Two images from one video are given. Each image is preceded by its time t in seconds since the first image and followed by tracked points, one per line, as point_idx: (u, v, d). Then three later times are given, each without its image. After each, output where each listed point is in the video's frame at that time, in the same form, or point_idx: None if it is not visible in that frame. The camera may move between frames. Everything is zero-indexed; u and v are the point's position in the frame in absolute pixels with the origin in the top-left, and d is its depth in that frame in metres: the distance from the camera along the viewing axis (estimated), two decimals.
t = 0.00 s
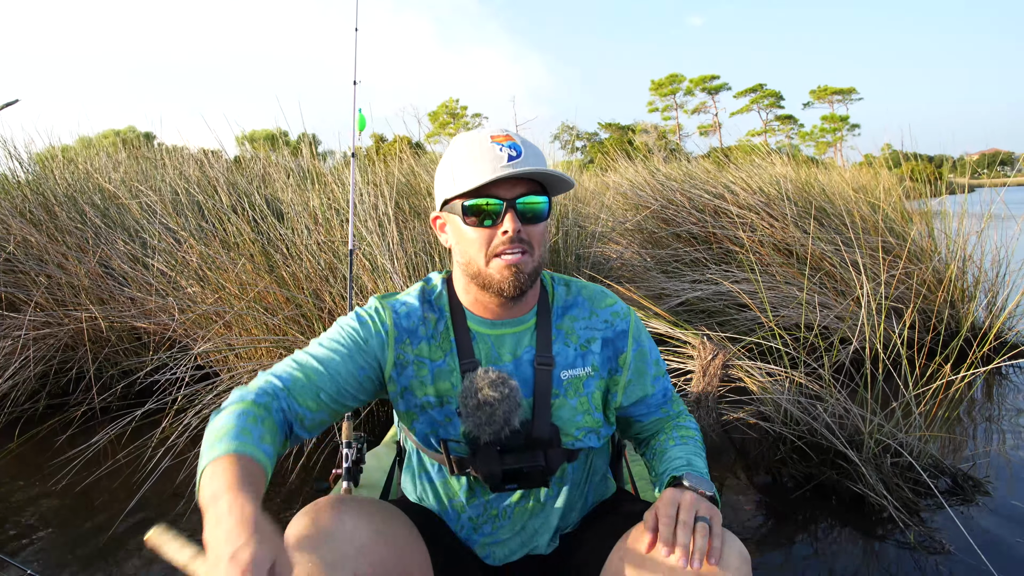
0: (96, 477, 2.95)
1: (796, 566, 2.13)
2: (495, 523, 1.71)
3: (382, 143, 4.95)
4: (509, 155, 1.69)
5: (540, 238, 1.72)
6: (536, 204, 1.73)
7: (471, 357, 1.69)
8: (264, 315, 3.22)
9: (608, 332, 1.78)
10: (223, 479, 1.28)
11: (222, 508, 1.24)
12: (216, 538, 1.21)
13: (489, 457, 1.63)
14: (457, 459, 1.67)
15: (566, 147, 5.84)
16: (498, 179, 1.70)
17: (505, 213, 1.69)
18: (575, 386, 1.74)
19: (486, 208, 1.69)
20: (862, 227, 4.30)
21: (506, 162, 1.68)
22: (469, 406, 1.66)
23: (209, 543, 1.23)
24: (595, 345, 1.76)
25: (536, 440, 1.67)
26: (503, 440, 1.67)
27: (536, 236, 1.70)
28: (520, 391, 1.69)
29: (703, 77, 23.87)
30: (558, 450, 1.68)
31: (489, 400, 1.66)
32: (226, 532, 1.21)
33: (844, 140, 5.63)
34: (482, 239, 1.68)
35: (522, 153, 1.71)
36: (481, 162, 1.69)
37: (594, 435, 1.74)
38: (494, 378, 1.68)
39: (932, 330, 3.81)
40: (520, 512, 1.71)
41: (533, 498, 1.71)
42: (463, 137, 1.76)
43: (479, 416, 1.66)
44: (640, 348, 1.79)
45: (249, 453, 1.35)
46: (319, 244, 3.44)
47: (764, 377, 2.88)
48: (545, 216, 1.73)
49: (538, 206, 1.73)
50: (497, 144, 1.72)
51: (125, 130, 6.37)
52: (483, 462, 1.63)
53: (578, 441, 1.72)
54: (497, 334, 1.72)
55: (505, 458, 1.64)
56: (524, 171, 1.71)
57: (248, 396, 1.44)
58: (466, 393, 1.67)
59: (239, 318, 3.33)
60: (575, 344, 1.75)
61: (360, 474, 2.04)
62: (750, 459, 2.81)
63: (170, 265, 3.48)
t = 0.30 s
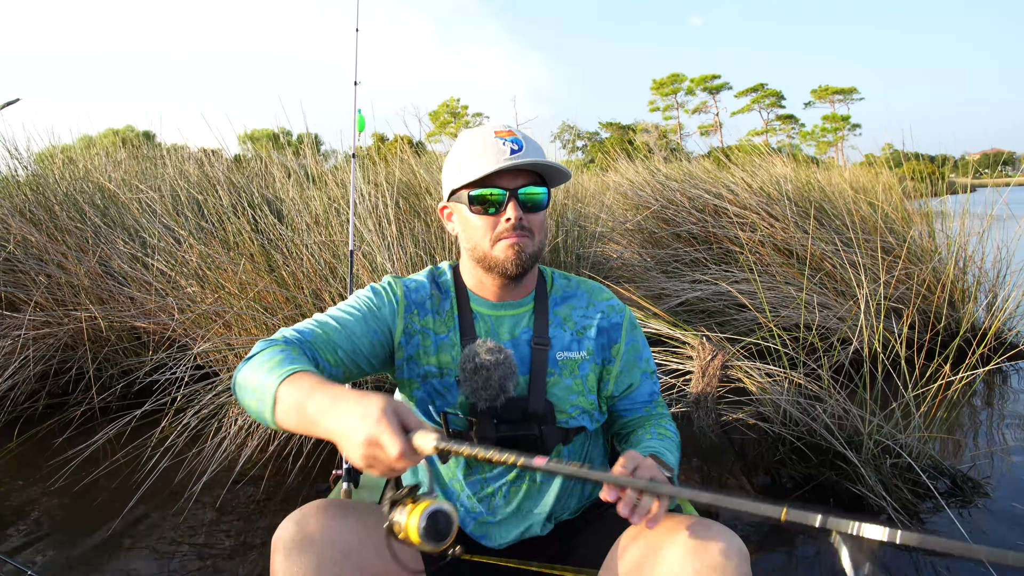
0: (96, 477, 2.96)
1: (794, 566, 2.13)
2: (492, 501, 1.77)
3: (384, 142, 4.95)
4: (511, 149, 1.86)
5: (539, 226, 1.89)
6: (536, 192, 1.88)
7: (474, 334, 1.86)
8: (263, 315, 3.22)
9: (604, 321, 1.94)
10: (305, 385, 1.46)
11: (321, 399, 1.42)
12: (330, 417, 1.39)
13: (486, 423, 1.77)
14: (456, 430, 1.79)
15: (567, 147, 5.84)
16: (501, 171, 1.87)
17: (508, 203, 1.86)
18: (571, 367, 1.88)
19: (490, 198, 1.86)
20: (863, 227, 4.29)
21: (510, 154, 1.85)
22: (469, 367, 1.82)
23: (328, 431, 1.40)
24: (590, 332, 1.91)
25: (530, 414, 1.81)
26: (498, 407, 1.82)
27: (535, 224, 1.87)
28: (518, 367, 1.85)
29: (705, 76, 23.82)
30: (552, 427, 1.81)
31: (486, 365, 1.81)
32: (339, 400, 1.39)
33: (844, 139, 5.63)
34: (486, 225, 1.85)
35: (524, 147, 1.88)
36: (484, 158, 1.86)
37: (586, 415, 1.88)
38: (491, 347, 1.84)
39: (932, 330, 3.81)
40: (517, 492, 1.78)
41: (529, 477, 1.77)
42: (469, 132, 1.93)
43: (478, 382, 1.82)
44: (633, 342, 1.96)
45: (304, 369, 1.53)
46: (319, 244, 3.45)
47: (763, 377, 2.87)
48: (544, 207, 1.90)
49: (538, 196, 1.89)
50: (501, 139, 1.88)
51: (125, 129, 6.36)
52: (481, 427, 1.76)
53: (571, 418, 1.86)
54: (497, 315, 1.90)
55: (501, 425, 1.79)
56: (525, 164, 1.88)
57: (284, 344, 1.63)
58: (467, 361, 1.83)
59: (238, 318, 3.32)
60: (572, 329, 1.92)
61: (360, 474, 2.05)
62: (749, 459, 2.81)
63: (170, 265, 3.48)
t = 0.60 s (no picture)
0: (93, 483, 2.95)
1: (795, 563, 2.12)
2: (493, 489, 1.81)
3: (380, 142, 4.93)
4: (513, 152, 1.87)
5: (541, 225, 1.89)
6: (538, 192, 1.87)
7: (472, 326, 1.87)
8: (260, 318, 3.20)
9: (601, 314, 1.94)
10: (356, 399, 1.55)
11: (374, 404, 1.52)
12: (386, 420, 1.48)
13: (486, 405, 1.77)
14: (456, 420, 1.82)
15: (564, 144, 5.82)
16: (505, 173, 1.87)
17: (513, 203, 1.84)
18: (568, 355, 1.87)
19: (494, 199, 1.84)
20: (860, 221, 4.28)
21: (512, 157, 1.85)
22: (468, 352, 1.80)
23: (385, 432, 1.49)
24: (587, 324, 1.91)
25: (529, 400, 1.80)
26: (497, 392, 1.81)
27: (538, 223, 1.87)
28: (515, 354, 1.85)
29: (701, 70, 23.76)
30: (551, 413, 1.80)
31: (485, 348, 1.79)
32: (395, 404, 1.49)
33: (841, 132, 5.61)
34: (491, 226, 1.84)
35: (526, 150, 1.89)
36: (489, 159, 1.86)
37: (584, 402, 1.87)
38: (489, 332, 1.83)
39: (931, 323, 3.80)
40: (518, 480, 1.81)
41: (529, 465, 1.82)
42: (471, 135, 1.92)
43: (477, 365, 1.79)
44: (627, 337, 1.96)
45: (347, 390, 1.61)
46: (315, 245, 3.43)
47: (762, 374, 2.87)
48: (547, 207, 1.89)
49: (540, 195, 1.87)
50: (503, 141, 1.88)
51: (119, 133, 6.34)
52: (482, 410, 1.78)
53: (569, 405, 1.85)
54: (496, 308, 1.91)
55: (500, 409, 1.80)
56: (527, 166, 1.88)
57: (312, 374, 1.68)
58: (466, 346, 1.82)
59: (234, 321, 3.31)
60: (569, 321, 1.91)
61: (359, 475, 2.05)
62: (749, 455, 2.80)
63: (165, 269, 3.46)
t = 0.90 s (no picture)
0: (89, 489, 2.93)
1: (795, 563, 2.11)
2: (495, 487, 1.79)
3: (377, 143, 4.91)
4: (499, 151, 1.84)
5: (530, 223, 1.87)
6: (525, 192, 1.85)
7: (467, 326, 1.85)
8: (256, 321, 3.18)
9: (596, 310, 1.91)
10: (352, 428, 1.63)
11: (368, 433, 1.60)
12: (378, 447, 1.56)
13: (484, 402, 1.75)
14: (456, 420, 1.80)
15: (560, 142, 5.80)
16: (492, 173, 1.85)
17: (500, 203, 1.82)
18: (564, 351, 1.85)
19: (482, 199, 1.82)
20: (858, 217, 4.27)
21: (499, 157, 1.83)
22: (463, 349, 1.78)
23: (378, 458, 1.57)
24: (582, 319, 1.89)
25: (527, 397, 1.79)
26: (494, 389, 1.77)
27: (527, 222, 1.85)
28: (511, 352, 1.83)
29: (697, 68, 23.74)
30: (549, 409, 1.78)
31: (480, 345, 1.77)
32: (388, 432, 1.58)
33: (837, 128, 5.59)
34: (479, 226, 1.82)
35: (513, 149, 1.86)
36: (475, 160, 1.84)
37: (582, 397, 1.85)
38: (484, 330, 1.82)
39: (930, 319, 3.79)
40: (519, 477, 1.79)
41: (531, 462, 1.79)
42: (459, 136, 1.91)
43: (472, 362, 1.76)
44: (623, 331, 1.94)
45: (343, 420, 1.68)
46: (310, 246, 3.41)
47: (762, 372, 2.86)
48: (535, 204, 1.87)
49: (528, 194, 1.85)
50: (489, 142, 1.87)
51: (114, 136, 6.32)
52: (478, 407, 1.75)
53: (567, 399, 1.82)
54: (491, 307, 1.89)
55: (498, 406, 1.77)
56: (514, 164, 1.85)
57: (310, 406, 1.75)
58: (461, 344, 1.80)
59: (230, 323, 3.28)
60: (564, 317, 1.89)
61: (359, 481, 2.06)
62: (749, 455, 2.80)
63: (160, 272, 3.44)
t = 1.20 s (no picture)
0: (83, 486, 2.90)
1: (795, 565, 2.11)
2: (490, 482, 1.78)
3: (376, 140, 4.89)
4: (499, 152, 1.83)
5: (529, 223, 1.86)
6: (525, 192, 1.83)
7: (462, 323, 1.85)
8: (253, 318, 3.16)
9: (591, 307, 1.90)
10: (361, 435, 1.66)
11: (376, 438, 1.63)
12: (385, 451, 1.58)
13: (476, 397, 1.74)
14: (450, 415, 1.78)
15: (560, 141, 5.79)
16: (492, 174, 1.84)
17: (501, 203, 1.80)
18: (557, 347, 1.83)
19: (481, 198, 1.81)
20: (858, 219, 4.26)
21: (499, 158, 1.82)
22: (455, 344, 1.78)
23: (386, 460, 1.59)
24: (576, 316, 1.87)
25: (520, 392, 1.78)
26: (486, 383, 1.76)
27: (525, 222, 1.84)
28: (504, 348, 1.82)
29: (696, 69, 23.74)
30: (541, 404, 1.77)
31: (472, 339, 1.76)
32: (393, 436, 1.60)
33: (837, 130, 5.58)
34: (479, 226, 1.81)
35: (513, 150, 1.85)
36: (476, 160, 1.82)
37: (575, 393, 1.83)
38: (477, 326, 1.81)
39: (929, 321, 3.78)
40: (515, 472, 1.78)
41: (525, 458, 1.79)
42: (458, 135, 1.89)
43: (464, 356, 1.76)
44: (618, 330, 1.92)
45: (354, 429, 1.70)
46: (308, 243, 3.39)
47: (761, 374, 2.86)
48: (534, 205, 1.85)
49: (528, 194, 1.83)
50: (490, 142, 1.85)
51: (111, 130, 6.28)
52: (470, 400, 1.74)
53: (560, 395, 1.80)
54: (486, 305, 1.88)
55: (490, 401, 1.76)
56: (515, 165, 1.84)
57: (318, 418, 1.76)
58: (453, 340, 1.79)
59: (227, 320, 3.26)
60: (559, 314, 1.87)
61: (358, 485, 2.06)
62: (747, 457, 2.80)
63: (157, 268, 3.41)
